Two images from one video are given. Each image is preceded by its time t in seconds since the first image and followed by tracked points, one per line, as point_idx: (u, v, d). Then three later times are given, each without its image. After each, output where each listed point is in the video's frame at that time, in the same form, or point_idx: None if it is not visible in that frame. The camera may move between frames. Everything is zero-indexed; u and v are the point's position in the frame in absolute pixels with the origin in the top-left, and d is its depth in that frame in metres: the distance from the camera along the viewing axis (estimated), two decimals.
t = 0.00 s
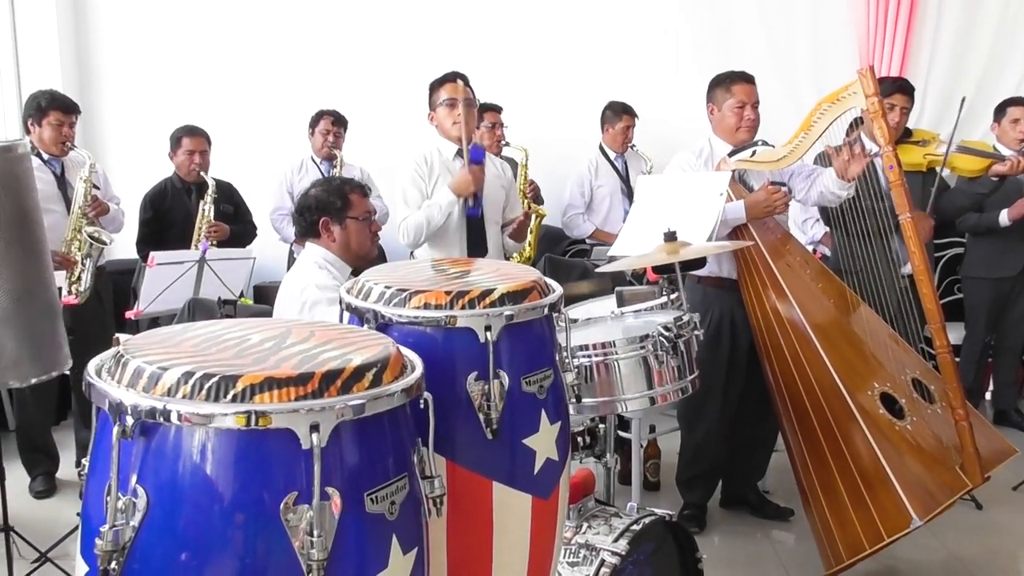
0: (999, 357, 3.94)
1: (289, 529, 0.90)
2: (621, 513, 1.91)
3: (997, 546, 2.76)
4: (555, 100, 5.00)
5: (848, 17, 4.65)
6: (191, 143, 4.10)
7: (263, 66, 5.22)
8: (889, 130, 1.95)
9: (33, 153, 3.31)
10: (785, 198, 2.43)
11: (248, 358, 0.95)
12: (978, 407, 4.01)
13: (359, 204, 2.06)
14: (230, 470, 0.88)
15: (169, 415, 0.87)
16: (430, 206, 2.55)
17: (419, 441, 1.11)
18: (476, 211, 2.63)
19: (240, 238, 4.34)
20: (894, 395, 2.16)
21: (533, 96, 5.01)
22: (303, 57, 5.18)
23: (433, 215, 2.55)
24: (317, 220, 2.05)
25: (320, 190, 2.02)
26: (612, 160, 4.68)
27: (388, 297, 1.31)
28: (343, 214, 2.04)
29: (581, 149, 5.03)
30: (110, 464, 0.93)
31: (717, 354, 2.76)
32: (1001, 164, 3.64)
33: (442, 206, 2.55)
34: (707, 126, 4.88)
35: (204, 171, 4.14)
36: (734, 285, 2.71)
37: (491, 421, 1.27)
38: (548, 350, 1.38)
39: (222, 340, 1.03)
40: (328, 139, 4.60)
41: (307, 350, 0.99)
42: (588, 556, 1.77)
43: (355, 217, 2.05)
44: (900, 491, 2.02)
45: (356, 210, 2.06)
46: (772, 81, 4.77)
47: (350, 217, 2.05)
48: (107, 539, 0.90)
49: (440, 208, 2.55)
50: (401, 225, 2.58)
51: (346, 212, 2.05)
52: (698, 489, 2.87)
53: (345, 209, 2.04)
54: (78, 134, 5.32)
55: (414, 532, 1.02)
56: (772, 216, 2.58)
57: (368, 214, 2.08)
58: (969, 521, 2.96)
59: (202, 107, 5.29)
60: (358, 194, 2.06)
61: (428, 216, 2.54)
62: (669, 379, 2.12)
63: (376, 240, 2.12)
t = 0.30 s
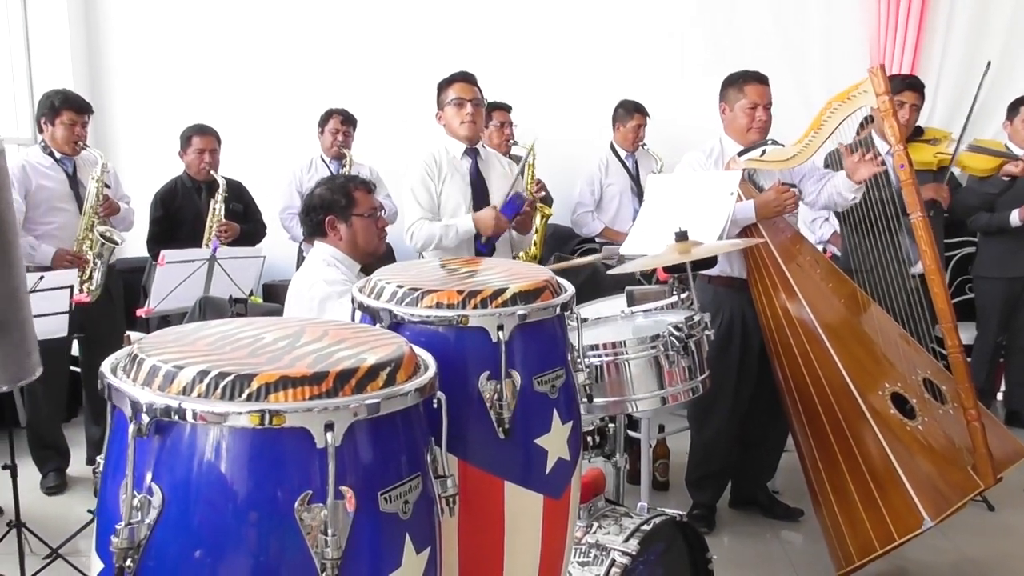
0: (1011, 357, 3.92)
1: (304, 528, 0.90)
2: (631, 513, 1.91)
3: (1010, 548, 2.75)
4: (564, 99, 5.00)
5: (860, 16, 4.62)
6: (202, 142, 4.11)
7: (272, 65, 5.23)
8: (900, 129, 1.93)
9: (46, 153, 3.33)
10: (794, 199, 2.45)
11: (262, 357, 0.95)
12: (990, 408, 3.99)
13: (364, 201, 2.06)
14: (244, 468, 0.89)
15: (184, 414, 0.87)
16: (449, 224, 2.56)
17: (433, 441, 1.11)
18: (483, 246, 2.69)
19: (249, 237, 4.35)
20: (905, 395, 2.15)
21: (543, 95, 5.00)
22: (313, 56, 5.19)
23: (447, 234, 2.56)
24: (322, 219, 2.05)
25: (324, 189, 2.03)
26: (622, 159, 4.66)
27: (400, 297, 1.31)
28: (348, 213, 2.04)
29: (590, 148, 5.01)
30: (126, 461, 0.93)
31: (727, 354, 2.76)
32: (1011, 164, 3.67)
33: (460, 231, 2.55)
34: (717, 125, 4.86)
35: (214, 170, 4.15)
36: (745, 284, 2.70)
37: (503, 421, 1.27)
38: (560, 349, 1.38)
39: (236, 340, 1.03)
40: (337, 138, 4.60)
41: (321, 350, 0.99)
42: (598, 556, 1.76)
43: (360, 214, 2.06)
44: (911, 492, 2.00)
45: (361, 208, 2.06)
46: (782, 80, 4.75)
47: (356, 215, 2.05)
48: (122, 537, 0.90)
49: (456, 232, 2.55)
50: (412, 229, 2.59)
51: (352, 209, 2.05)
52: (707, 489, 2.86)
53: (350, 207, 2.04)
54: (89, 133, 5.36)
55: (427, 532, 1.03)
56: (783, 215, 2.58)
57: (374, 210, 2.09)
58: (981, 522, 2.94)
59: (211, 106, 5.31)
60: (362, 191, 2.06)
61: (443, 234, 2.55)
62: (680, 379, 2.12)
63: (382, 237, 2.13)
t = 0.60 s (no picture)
0: None
1: (321, 527, 0.90)
2: (645, 515, 1.90)
3: None
4: (576, 99, 4.99)
5: (875, 14, 4.59)
6: (215, 142, 4.12)
7: (285, 65, 5.27)
8: (917, 128, 1.92)
9: (62, 153, 3.35)
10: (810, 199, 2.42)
11: (280, 356, 0.96)
12: (1007, 409, 3.95)
13: (366, 199, 2.07)
14: (263, 467, 0.89)
15: (203, 413, 0.88)
16: (450, 220, 2.56)
17: (449, 441, 1.11)
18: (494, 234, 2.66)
19: (263, 236, 4.37)
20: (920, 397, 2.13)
21: (555, 95, 5.00)
22: (324, 56, 5.21)
23: (450, 230, 2.56)
24: (327, 219, 2.07)
25: (328, 188, 2.06)
26: (636, 159, 4.65)
27: (416, 297, 1.32)
28: (351, 212, 2.06)
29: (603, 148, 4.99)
30: (145, 459, 0.94)
31: (740, 354, 2.75)
32: None
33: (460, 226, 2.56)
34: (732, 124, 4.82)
35: (227, 170, 4.17)
36: (758, 285, 2.70)
37: (518, 421, 1.27)
38: (576, 350, 1.38)
39: (255, 339, 1.04)
40: (349, 138, 4.61)
41: (338, 350, 0.99)
42: (612, 557, 1.76)
43: (363, 212, 2.06)
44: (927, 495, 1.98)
45: (362, 206, 2.06)
46: (796, 79, 4.72)
47: (359, 214, 2.06)
48: (142, 535, 0.91)
49: (458, 226, 2.56)
50: (418, 230, 2.60)
51: (353, 208, 2.06)
52: (719, 490, 2.85)
53: (351, 206, 2.06)
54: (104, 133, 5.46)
55: (444, 532, 1.03)
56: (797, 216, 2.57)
57: (378, 208, 2.08)
58: (996, 525, 2.92)
59: (224, 106, 5.37)
60: (365, 189, 2.06)
61: (446, 230, 2.55)
62: (693, 379, 2.11)
63: (389, 235, 2.11)
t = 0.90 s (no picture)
0: None
1: (342, 528, 0.90)
2: (661, 517, 1.89)
3: None
4: (591, 99, 4.98)
5: (893, 13, 4.54)
6: (232, 142, 4.14)
7: (300, 66, 5.31)
8: (938, 128, 1.90)
9: (79, 153, 3.37)
10: (827, 197, 2.42)
11: (301, 356, 0.96)
12: None
13: (375, 199, 2.06)
14: (284, 465, 0.89)
15: (225, 412, 0.88)
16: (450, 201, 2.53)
17: (469, 442, 1.11)
18: (495, 211, 2.59)
19: (279, 236, 4.39)
20: (940, 401, 2.09)
21: (570, 96, 5.00)
22: (339, 56, 5.24)
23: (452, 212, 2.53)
24: (338, 219, 2.08)
25: (338, 188, 2.07)
26: (653, 159, 4.63)
27: (435, 297, 1.32)
28: (360, 212, 2.05)
29: (617, 148, 4.97)
30: (168, 458, 0.94)
31: (755, 355, 2.74)
32: None
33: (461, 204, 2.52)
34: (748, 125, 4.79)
35: (244, 170, 4.19)
36: (775, 286, 2.68)
37: (537, 422, 1.26)
38: (594, 351, 1.38)
39: (275, 339, 1.04)
40: (364, 139, 4.62)
41: (358, 350, 0.99)
42: (628, 559, 1.75)
43: (372, 213, 2.05)
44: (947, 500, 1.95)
45: (372, 206, 2.06)
46: (812, 79, 4.68)
47: (367, 214, 2.05)
48: (164, 533, 0.91)
49: (460, 207, 2.52)
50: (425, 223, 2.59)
51: (362, 208, 2.06)
52: (734, 492, 2.83)
53: (361, 206, 2.06)
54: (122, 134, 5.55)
55: (464, 532, 1.03)
56: (815, 216, 2.55)
57: (387, 209, 2.07)
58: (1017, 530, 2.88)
59: (240, 107, 5.43)
60: (373, 189, 2.05)
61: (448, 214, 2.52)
62: (711, 381, 2.10)
63: (401, 235, 2.10)
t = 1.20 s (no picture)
0: None
1: (365, 527, 0.90)
2: (680, 518, 1.88)
3: None
4: (608, 99, 4.97)
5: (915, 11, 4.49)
6: (251, 142, 4.17)
7: (318, 67, 5.34)
8: (961, 127, 1.88)
9: (98, 153, 3.40)
10: (846, 199, 2.42)
11: (324, 355, 0.96)
12: None
13: (395, 199, 2.06)
14: (307, 464, 0.89)
15: (249, 411, 0.89)
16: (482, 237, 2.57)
17: (490, 443, 1.11)
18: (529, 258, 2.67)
19: (297, 235, 4.41)
20: (962, 403, 2.06)
21: (587, 96, 4.99)
22: (356, 57, 5.27)
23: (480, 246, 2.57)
24: (358, 219, 2.09)
25: (359, 188, 2.09)
26: (672, 159, 4.62)
27: (456, 297, 1.32)
28: (380, 212, 2.06)
29: (635, 148, 4.96)
30: (193, 455, 0.95)
31: (775, 356, 2.72)
32: None
33: (493, 245, 2.54)
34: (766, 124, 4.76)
35: (262, 170, 4.22)
36: (794, 287, 2.67)
37: (557, 422, 1.26)
38: (615, 351, 1.37)
39: (298, 338, 1.04)
40: (381, 138, 4.63)
41: (381, 349, 0.99)
42: (647, 560, 1.74)
43: (392, 213, 2.06)
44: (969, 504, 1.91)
45: (392, 206, 2.06)
46: (832, 78, 4.65)
47: (388, 214, 2.06)
48: (188, 531, 0.92)
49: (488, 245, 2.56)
50: (448, 235, 2.64)
51: (382, 209, 2.06)
52: (752, 493, 2.81)
53: (381, 206, 2.06)
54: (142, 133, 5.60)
55: (486, 532, 1.03)
56: (835, 217, 2.53)
57: (406, 209, 2.08)
58: None
59: (259, 107, 5.46)
60: (393, 190, 2.06)
61: (476, 246, 2.57)
62: (730, 382, 2.09)
63: (420, 235, 2.10)
